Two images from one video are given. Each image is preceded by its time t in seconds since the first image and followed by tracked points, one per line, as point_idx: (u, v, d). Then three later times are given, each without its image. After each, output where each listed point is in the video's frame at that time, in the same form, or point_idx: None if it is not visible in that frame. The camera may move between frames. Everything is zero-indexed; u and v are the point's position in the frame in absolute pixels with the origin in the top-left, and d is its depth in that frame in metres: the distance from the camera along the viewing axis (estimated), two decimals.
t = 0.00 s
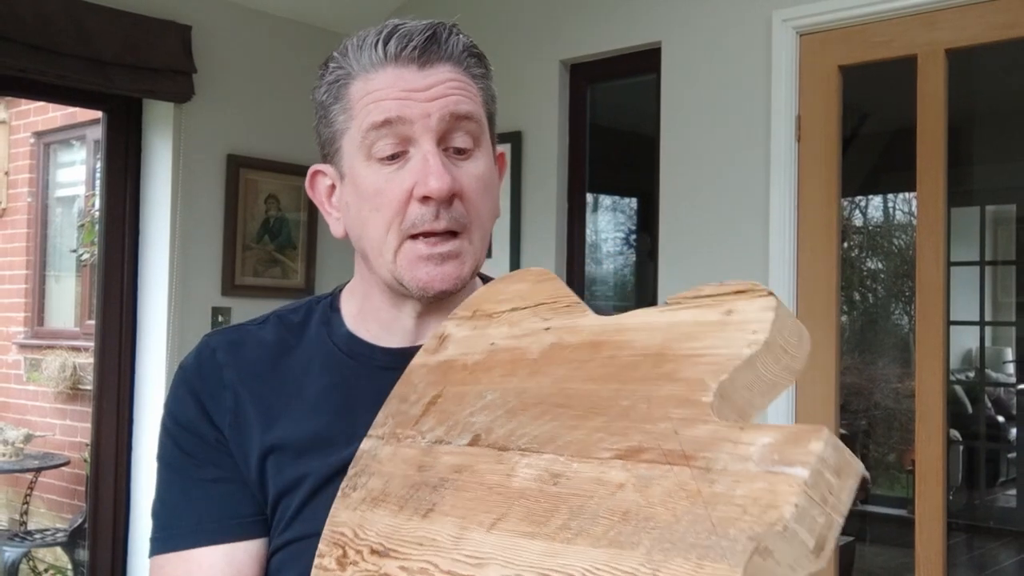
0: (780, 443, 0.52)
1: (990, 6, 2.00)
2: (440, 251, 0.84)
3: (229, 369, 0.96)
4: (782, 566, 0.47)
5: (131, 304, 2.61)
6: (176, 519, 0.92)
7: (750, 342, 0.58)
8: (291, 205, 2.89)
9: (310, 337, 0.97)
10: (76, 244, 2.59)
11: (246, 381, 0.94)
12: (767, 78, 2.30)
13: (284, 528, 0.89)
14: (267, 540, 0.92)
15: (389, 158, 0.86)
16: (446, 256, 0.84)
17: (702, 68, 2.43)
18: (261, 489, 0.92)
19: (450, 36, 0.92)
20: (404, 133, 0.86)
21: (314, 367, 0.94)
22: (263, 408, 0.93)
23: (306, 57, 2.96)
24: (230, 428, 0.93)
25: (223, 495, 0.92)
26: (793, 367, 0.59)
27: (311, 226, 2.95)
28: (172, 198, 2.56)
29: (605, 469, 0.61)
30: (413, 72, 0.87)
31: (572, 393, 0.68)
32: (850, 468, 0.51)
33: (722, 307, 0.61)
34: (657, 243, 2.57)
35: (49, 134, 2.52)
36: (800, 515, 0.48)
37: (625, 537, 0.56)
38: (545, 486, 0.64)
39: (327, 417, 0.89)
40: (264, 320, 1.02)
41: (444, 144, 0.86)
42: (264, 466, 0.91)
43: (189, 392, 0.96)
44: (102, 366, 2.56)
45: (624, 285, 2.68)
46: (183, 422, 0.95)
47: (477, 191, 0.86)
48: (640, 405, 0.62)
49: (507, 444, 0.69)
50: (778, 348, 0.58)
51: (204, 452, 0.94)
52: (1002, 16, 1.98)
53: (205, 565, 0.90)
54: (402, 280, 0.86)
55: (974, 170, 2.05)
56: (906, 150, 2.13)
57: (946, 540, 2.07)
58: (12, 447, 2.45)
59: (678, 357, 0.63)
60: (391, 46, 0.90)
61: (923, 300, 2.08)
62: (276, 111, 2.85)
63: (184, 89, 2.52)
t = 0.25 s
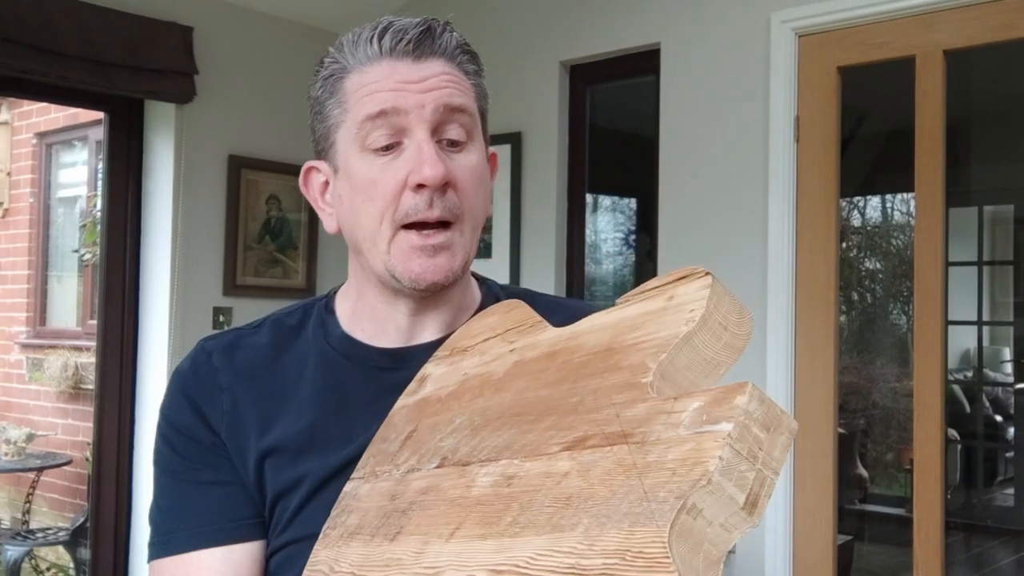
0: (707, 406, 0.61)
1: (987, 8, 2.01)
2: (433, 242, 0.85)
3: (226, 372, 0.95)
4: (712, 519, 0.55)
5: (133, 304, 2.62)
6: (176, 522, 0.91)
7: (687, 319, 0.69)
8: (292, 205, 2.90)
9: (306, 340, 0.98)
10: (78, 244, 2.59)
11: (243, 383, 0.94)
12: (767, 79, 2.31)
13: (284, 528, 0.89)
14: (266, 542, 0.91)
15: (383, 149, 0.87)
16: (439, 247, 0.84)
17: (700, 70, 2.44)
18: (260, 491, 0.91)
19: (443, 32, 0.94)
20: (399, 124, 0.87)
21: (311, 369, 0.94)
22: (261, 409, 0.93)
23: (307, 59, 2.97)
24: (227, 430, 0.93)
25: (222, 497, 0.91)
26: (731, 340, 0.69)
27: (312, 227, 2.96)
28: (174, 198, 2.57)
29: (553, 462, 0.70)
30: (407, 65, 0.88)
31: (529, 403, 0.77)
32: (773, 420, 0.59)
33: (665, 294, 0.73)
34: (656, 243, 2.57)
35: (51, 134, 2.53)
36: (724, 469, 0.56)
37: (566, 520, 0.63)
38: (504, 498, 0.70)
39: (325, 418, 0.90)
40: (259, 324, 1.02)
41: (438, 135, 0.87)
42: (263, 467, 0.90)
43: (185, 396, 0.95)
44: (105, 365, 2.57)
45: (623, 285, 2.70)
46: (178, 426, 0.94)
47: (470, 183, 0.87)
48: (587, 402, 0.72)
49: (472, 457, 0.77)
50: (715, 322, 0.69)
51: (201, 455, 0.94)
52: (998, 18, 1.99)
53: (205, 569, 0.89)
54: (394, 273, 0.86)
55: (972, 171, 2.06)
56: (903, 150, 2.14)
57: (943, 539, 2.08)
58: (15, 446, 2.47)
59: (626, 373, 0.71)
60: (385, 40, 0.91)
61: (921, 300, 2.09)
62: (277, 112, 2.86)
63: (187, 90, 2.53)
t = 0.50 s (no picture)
0: (697, 412, 0.62)
1: (985, 9, 2.02)
2: (425, 238, 0.85)
3: (222, 374, 0.96)
4: (703, 526, 0.56)
5: (135, 304, 2.64)
6: (172, 524, 0.91)
7: (677, 324, 0.71)
8: (293, 205, 2.91)
9: (300, 341, 0.98)
10: (80, 244, 2.60)
11: (239, 385, 0.95)
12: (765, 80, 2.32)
13: (280, 529, 0.89)
14: (262, 543, 0.91)
15: (374, 147, 0.88)
16: (431, 243, 0.85)
17: (699, 72, 2.45)
18: (256, 491, 0.91)
19: (432, 32, 0.95)
20: (389, 121, 0.88)
21: (306, 371, 0.94)
22: (257, 410, 0.93)
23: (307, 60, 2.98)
24: (222, 431, 0.93)
25: (217, 498, 0.91)
26: (719, 345, 0.71)
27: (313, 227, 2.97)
28: (176, 198, 2.58)
29: (545, 468, 0.71)
30: (396, 63, 0.89)
31: (521, 407, 0.78)
32: (762, 426, 0.61)
33: (654, 298, 0.75)
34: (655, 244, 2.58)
35: (53, 135, 2.52)
36: (715, 475, 0.57)
37: (557, 526, 0.65)
38: (496, 503, 0.71)
39: (320, 419, 0.91)
40: (254, 327, 1.02)
41: (427, 133, 0.88)
42: (259, 467, 0.90)
43: (180, 397, 0.95)
44: (107, 364, 2.59)
45: (623, 285, 2.71)
46: (174, 428, 0.94)
47: (461, 180, 0.88)
48: (578, 407, 0.73)
49: (464, 462, 0.78)
50: (704, 327, 0.71)
51: (197, 457, 0.93)
52: (996, 19, 2.01)
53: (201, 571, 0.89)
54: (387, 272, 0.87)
55: (969, 172, 2.07)
56: (901, 151, 2.15)
57: (940, 538, 2.09)
58: (17, 445, 2.47)
59: (617, 378, 0.72)
60: (374, 40, 0.93)
61: (919, 300, 2.10)
62: (278, 112, 2.87)
63: (188, 91, 2.54)
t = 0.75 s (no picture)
0: (694, 409, 0.63)
1: (983, 10, 2.03)
2: (422, 238, 0.86)
3: (221, 375, 0.96)
4: (701, 522, 0.57)
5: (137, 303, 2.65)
6: (173, 525, 0.91)
7: (674, 322, 0.72)
8: (294, 205, 2.92)
9: (299, 342, 0.99)
10: (82, 245, 2.61)
11: (238, 386, 0.95)
12: (764, 81, 2.33)
13: (280, 529, 0.90)
14: (262, 543, 0.92)
15: (370, 148, 0.90)
16: (428, 244, 0.86)
17: (698, 72, 2.46)
18: (255, 492, 0.91)
19: (428, 33, 0.96)
20: (385, 122, 0.89)
21: (304, 371, 0.95)
22: (256, 411, 0.94)
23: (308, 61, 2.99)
24: (222, 432, 0.93)
25: (218, 499, 0.92)
26: (717, 342, 0.72)
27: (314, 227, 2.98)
28: (177, 198, 2.59)
29: (542, 466, 0.72)
30: (392, 65, 0.90)
31: (519, 406, 0.79)
32: (759, 422, 0.62)
33: (650, 297, 0.76)
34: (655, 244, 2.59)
35: (55, 136, 2.53)
36: (713, 472, 0.59)
37: (556, 523, 0.65)
38: (493, 501, 0.72)
39: (319, 419, 0.91)
40: (252, 328, 1.03)
41: (424, 133, 0.89)
42: (259, 468, 0.91)
43: (179, 399, 0.95)
44: (109, 364, 2.60)
45: (623, 285, 2.72)
46: (173, 429, 0.94)
47: (457, 180, 0.89)
48: (576, 406, 0.74)
49: (462, 461, 0.79)
50: (702, 325, 0.72)
51: (197, 458, 0.94)
52: (994, 20, 2.02)
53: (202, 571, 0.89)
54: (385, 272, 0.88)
55: (968, 172, 2.08)
56: (900, 151, 2.16)
57: (939, 536, 2.10)
58: (20, 444, 2.47)
59: (613, 376, 0.73)
60: (370, 41, 0.94)
61: (917, 300, 2.11)
62: (279, 114, 2.88)
63: (189, 92, 2.55)
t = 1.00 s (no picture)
0: (690, 406, 0.65)
1: (982, 11, 2.04)
2: (422, 239, 0.87)
3: (222, 375, 0.97)
4: (696, 517, 0.58)
5: (139, 303, 2.66)
6: (174, 524, 0.92)
7: (671, 320, 0.73)
8: (295, 205, 2.93)
9: (301, 342, 1.00)
10: (84, 244, 2.62)
11: (240, 386, 0.96)
12: (763, 82, 2.34)
13: (281, 528, 0.90)
14: (263, 541, 0.92)
15: (370, 149, 0.91)
16: (427, 245, 0.87)
17: (698, 73, 2.47)
18: (257, 491, 0.92)
19: (428, 35, 0.97)
20: (385, 124, 0.90)
21: (305, 370, 0.96)
22: (258, 410, 0.95)
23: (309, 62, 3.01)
24: (223, 431, 0.94)
25: (219, 497, 0.92)
26: (713, 340, 0.73)
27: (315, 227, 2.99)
28: (179, 198, 2.60)
29: (540, 463, 0.73)
30: (392, 66, 0.91)
31: (518, 403, 0.80)
32: (753, 420, 0.63)
33: (647, 296, 0.77)
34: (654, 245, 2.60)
35: (57, 136, 2.54)
36: (708, 468, 0.60)
37: (552, 519, 0.66)
38: (491, 497, 0.73)
39: (320, 418, 0.92)
40: (253, 329, 1.04)
41: (423, 135, 0.90)
42: (261, 466, 0.92)
43: (180, 399, 0.96)
44: (111, 364, 2.61)
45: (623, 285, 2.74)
46: (175, 429, 0.95)
47: (457, 181, 0.90)
48: (573, 404, 0.75)
49: (461, 458, 0.80)
50: (698, 323, 0.73)
51: (198, 458, 0.94)
52: (992, 21, 2.03)
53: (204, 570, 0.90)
54: (386, 272, 0.89)
55: (966, 173, 2.09)
56: (899, 151, 2.17)
57: (937, 535, 2.11)
58: (22, 444, 2.48)
59: (610, 374, 0.75)
60: (371, 43, 0.95)
61: (915, 300, 2.12)
62: (280, 114, 2.89)
63: (190, 93, 2.56)
